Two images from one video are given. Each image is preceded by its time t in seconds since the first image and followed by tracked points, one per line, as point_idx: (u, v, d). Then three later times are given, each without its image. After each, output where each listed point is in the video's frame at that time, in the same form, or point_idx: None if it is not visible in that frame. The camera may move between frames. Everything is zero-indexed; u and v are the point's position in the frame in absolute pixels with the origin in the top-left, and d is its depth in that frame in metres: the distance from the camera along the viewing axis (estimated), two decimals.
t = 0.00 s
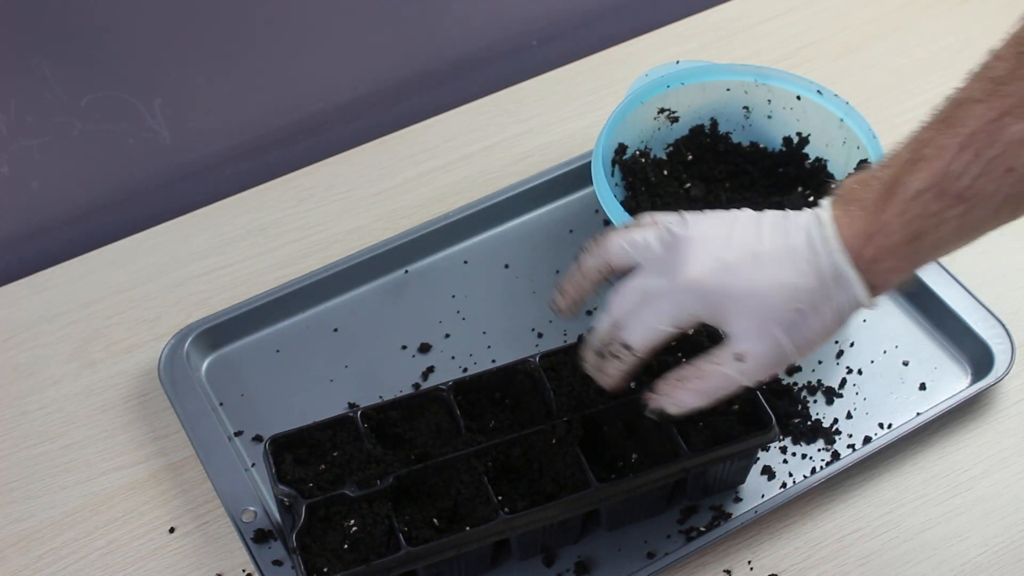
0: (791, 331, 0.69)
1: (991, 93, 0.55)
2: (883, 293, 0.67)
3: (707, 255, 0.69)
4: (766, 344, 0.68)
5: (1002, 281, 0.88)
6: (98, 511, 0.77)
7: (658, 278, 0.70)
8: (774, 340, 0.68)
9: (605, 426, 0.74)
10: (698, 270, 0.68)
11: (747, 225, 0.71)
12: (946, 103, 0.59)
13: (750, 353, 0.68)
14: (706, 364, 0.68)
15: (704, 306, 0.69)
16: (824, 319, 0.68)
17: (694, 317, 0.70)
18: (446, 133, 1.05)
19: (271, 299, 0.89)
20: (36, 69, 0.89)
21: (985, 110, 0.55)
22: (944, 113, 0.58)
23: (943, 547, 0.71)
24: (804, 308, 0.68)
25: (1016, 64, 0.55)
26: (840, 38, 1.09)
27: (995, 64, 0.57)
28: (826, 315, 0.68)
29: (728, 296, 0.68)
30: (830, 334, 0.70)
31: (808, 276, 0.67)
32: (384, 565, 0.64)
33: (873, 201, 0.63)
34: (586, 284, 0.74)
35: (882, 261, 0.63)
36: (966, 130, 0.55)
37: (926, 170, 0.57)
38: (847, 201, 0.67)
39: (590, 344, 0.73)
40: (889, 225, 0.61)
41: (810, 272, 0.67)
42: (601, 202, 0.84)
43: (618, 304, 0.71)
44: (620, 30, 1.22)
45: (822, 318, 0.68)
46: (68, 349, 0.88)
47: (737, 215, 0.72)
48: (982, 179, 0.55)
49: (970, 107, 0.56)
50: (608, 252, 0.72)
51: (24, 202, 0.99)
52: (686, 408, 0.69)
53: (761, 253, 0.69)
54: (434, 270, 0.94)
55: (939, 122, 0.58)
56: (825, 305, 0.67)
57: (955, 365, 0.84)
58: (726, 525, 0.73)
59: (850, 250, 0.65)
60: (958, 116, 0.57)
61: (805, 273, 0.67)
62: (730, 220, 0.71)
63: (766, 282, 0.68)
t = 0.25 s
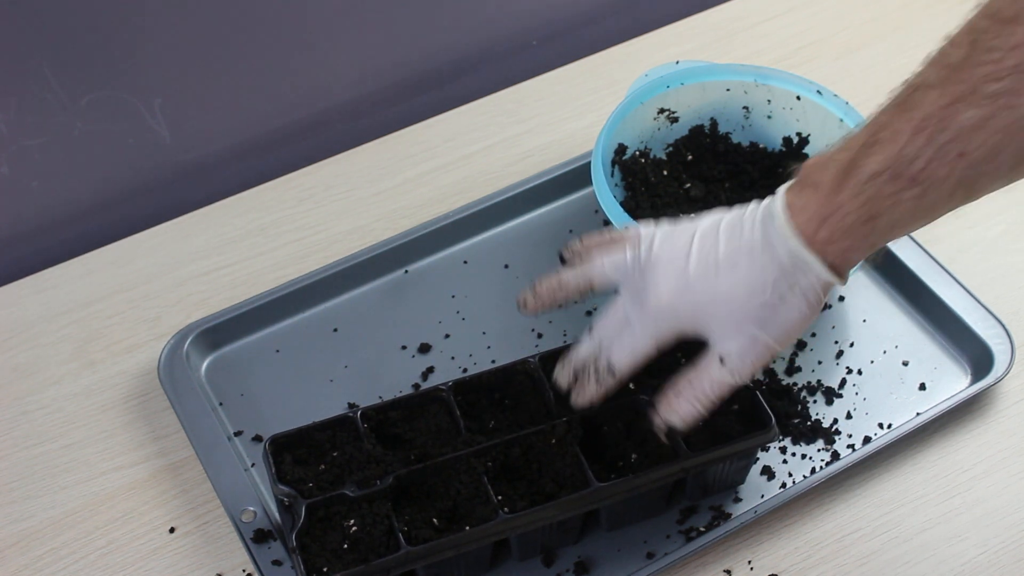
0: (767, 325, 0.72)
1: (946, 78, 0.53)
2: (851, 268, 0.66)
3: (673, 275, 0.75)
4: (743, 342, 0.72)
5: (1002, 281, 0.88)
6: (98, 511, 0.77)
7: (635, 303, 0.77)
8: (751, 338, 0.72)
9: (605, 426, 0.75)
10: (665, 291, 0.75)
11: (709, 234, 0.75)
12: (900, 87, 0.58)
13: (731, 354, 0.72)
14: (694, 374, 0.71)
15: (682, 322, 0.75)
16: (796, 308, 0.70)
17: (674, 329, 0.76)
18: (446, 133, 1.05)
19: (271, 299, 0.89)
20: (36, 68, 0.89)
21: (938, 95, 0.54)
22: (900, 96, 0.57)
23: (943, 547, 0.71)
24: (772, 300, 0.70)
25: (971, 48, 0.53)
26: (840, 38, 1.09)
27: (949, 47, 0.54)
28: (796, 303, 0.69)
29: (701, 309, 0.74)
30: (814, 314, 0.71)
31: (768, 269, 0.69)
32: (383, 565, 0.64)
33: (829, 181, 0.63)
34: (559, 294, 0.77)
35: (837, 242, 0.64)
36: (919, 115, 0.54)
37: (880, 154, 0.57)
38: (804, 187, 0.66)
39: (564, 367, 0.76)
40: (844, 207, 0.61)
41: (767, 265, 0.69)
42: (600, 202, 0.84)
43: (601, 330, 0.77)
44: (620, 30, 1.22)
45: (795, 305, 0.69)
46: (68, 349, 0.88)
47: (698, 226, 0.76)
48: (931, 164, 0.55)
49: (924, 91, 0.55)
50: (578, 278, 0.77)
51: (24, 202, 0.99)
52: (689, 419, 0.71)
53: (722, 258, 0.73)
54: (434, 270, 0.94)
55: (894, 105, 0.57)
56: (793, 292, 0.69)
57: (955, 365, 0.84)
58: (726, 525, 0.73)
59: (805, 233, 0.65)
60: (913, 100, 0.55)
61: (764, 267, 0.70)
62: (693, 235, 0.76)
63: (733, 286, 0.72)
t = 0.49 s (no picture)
0: (785, 312, 0.73)
1: (972, 71, 0.57)
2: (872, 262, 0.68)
3: (694, 252, 0.74)
4: (761, 328, 0.73)
5: (1002, 281, 0.88)
6: (98, 511, 0.77)
7: (657, 283, 0.76)
8: (769, 324, 0.72)
9: (605, 427, 0.75)
10: (686, 268, 0.74)
11: (730, 215, 0.75)
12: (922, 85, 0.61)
13: (750, 339, 0.72)
14: (709, 357, 0.71)
15: (703, 302, 0.75)
16: (815, 296, 0.71)
17: (695, 310, 0.75)
18: (446, 133, 1.05)
19: (271, 299, 0.89)
20: (36, 67, 0.89)
21: (965, 87, 0.57)
22: (925, 90, 0.60)
23: (943, 546, 0.71)
24: (792, 287, 0.71)
25: (996, 43, 0.57)
26: (840, 38, 1.09)
27: (976, 42, 0.58)
28: (815, 291, 0.71)
29: (722, 289, 0.74)
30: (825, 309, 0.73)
31: (792, 255, 0.70)
32: (383, 565, 0.64)
33: (855, 174, 0.65)
34: (585, 284, 0.80)
35: (862, 234, 0.65)
36: (947, 106, 0.58)
37: (908, 145, 0.59)
38: (829, 177, 0.68)
39: (601, 351, 0.76)
40: (870, 199, 0.62)
41: (791, 250, 0.70)
42: (600, 202, 0.84)
43: (627, 311, 0.77)
44: (620, 30, 1.22)
45: (815, 294, 0.71)
46: (68, 349, 0.88)
47: (719, 206, 0.76)
48: (958, 155, 0.57)
49: (950, 83, 0.58)
50: (600, 262, 0.78)
51: (24, 201, 0.99)
52: (699, 403, 0.71)
53: (745, 240, 0.73)
54: (434, 270, 0.94)
55: (920, 98, 0.60)
56: (814, 280, 0.70)
57: (955, 365, 0.84)
58: (725, 525, 0.73)
59: (831, 223, 0.67)
60: (939, 93, 0.59)
61: (787, 252, 0.71)
62: (715, 214, 0.76)
63: (754, 269, 0.73)
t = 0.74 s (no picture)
0: (779, 315, 0.72)
1: (970, 73, 0.57)
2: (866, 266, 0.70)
3: (689, 250, 0.73)
4: (756, 330, 0.72)
5: (1002, 281, 0.88)
6: (98, 511, 0.77)
7: (652, 280, 0.74)
8: (764, 326, 0.72)
9: (605, 427, 0.75)
10: (682, 266, 0.73)
11: (725, 215, 0.75)
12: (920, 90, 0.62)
13: (744, 342, 0.72)
14: (701, 359, 0.71)
15: (696, 301, 0.74)
16: (809, 300, 0.71)
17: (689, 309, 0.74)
18: (446, 133, 1.05)
19: (271, 299, 0.89)
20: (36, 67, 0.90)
21: (964, 89, 0.57)
22: (925, 92, 0.61)
23: (943, 546, 0.71)
24: (788, 290, 0.71)
25: (995, 45, 0.57)
26: (840, 38, 1.09)
27: (976, 43, 0.58)
28: (810, 294, 0.71)
29: (717, 289, 0.73)
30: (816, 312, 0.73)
31: (789, 258, 0.71)
32: (383, 565, 0.64)
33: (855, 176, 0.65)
34: (583, 283, 0.78)
35: (861, 237, 0.66)
36: (946, 109, 0.58)
37: (906, 148, 0.60)
38: (826, 181, 0.70)
39: (604, 348, 0.76)
40: (869, 201, 0.63)
41: (788, 254, 0.71)
42: (600, 202, 0.84)
43: (621, 307, 0.75)
44: (621, 30, 1.22)
45: (808, 297, 0.71)
46: (68, 349, 0.88)
47: (714, 205, 0.76)
48: (957, 157, 0.57)
49: (949, 86, 0.58)
50: (596, 259, 0.77)
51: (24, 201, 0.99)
52: (692, 404, 0.70)
53: (741, 240, 0.73)
54: (434, 270, 0.94)
55: (919, 101, 0.60)
56: (810, 284, 0.71)
57: (955, 365, 0.84)
58: (726, 525, 0.73)
59: (830, 226, 0.68)
60: (938, 96, 0.59)
61: (785, 255, 0.71)
62: (710, 211, 0.75)
63: (748, 271, 0.72)
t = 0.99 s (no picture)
0: (780, 278, 0.69)
1: (969, 30, 0.51)
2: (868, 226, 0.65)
3: (685, 222, 0.73)
4: (756, 296, 0.70)
5: (1002, 281, 0.88)
6: (98, 511, 0.77)
7: (648, 254, 0.75)
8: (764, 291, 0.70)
9: (605, 427, 0.75)
10: (675, 238, 0.73)
11: (724, 182, 0.73)
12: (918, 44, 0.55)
13: (743, 306, 0.71)
14: (704, 328, 0.71)
15: (696, 269, 0.74)
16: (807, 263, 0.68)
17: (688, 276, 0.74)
18: (446, 133, 1.05)
19: (271, 299, 0.89)
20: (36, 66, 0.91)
21: (960, 53, 0.51)
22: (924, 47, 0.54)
23: (943, 546, 0.71)
24: (784, 252, 0.68)
25: None
26: (840, 38, 1.09)
27: None
28: (807, 259, 0.68)
29: (714, 258, 0.72)
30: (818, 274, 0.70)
31: (781, 224, 0.68)
32: (383, 565, 0.64)
33: (846, 136, 0.60)
34: (575, 258, 0.79)
35: (852, 200, 0.62)
36: (937, 74, 0.52)
37: (898, 111, 0.55)
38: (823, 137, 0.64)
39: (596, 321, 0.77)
40: (861, 165, 0.59)
41: (778, 218, 0.68)
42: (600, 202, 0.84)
43: (616, 281, 0.77)
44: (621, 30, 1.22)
45: (808, 257, 0.67)
46: (68, 349, 0.88)
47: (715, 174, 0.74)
48: (950, 125, 0.53)
49: (943, 49, 0.52)
50: (591, 234, 0.77)
51: (25, 202, 0.99)
52: (694, 371, 0.71)
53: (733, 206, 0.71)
54: (433, 270, 0.94)
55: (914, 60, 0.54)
56: (805, 248, 0.67)
57: (955, 365, 0.84)
58: (726, 525, 0.73)
59: (822, 189, 0.63)
60: (932, 58, 0.53)
61: (775, 218, 0.68)
62: (709, 182, 0.74)
63: (744, 238, 0.70)
